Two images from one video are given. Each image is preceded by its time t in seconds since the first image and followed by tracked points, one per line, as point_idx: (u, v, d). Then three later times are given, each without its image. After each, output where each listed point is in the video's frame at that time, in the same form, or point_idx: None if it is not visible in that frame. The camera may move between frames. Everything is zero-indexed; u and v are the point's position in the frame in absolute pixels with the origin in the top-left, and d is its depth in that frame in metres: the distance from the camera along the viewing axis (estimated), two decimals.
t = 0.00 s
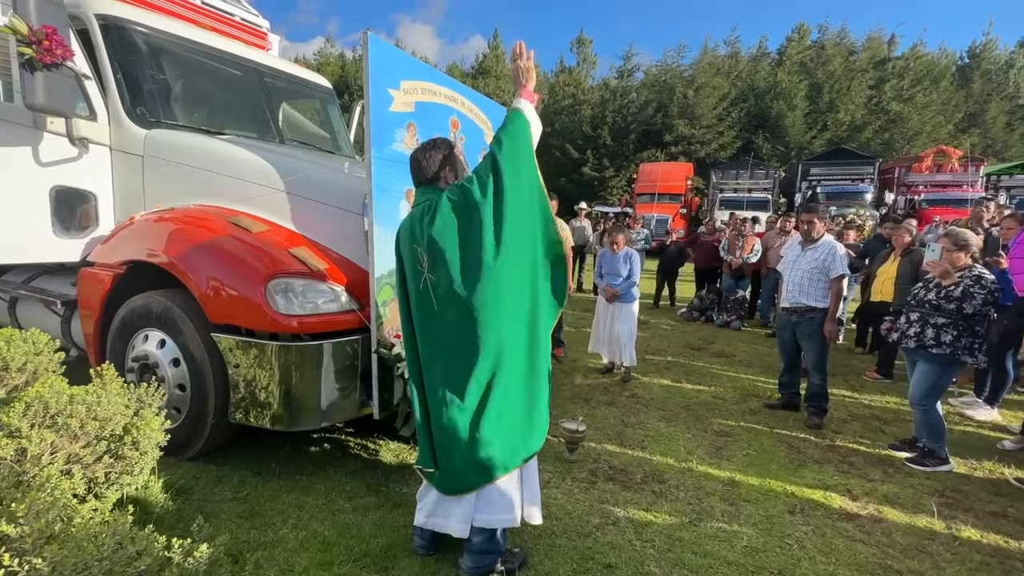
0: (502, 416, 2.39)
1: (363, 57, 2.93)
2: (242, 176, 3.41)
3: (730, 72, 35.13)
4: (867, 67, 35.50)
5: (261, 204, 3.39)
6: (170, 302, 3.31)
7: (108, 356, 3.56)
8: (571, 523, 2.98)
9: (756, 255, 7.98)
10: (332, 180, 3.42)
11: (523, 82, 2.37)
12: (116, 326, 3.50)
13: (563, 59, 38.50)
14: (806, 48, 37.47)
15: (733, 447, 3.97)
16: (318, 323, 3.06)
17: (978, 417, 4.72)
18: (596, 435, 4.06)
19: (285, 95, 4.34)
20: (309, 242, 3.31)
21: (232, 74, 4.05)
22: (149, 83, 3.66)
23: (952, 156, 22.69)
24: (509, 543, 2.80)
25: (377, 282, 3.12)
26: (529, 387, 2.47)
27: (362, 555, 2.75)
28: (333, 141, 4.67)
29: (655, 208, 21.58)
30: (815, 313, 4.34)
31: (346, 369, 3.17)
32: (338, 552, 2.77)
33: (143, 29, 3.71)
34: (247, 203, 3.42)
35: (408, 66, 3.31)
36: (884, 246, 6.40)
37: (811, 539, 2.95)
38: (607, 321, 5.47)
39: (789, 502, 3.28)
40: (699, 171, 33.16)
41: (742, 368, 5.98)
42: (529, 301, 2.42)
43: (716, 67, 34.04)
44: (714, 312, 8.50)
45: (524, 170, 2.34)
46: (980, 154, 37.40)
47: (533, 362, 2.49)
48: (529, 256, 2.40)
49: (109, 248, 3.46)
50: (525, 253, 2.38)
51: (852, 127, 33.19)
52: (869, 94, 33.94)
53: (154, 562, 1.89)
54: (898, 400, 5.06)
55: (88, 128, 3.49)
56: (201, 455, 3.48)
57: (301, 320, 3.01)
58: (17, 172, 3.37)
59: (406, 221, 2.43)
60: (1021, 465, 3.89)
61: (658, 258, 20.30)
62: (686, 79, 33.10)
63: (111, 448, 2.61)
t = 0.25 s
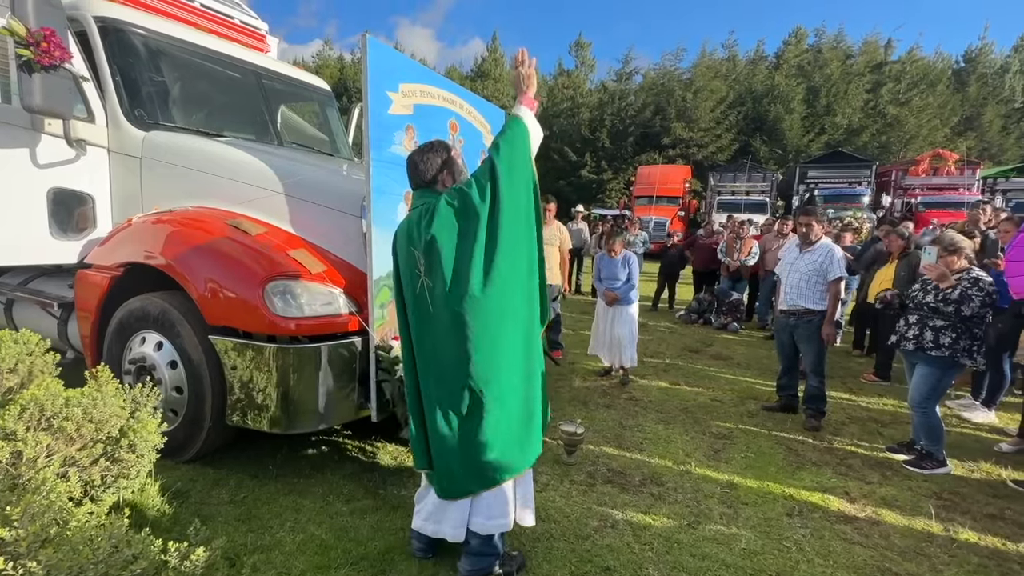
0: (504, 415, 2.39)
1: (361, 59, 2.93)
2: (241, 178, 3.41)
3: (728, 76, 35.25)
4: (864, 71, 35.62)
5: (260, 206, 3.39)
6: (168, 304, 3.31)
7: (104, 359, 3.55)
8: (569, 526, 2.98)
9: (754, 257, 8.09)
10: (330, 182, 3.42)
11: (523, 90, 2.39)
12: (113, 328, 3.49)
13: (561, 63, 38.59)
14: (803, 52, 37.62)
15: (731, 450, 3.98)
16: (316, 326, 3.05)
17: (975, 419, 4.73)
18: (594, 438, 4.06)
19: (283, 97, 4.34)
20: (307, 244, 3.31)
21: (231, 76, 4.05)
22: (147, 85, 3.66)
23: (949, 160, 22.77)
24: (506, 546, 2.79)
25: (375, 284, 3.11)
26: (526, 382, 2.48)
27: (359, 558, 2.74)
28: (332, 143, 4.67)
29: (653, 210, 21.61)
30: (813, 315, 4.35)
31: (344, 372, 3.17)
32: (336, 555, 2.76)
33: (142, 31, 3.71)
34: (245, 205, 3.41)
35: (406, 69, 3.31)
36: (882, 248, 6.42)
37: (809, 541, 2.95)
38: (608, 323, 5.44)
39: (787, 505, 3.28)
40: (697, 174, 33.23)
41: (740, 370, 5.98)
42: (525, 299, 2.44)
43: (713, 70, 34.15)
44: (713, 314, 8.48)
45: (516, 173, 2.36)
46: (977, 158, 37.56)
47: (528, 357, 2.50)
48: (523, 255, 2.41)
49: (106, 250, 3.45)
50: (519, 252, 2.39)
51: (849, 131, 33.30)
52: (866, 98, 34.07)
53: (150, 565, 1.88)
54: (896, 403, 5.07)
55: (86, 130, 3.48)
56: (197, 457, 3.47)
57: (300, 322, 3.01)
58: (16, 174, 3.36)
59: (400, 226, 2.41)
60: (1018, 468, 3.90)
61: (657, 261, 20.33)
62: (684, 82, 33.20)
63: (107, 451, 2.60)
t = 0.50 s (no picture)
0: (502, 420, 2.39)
1: (359, 63, 2.93)
2: (238, 182, 3.40)
3: (724, 80, 35.39)
4: (859, 76, 35.83)
5: (257, 210, 3.38)
6: (164, 308, 3.30)
7: (99, 363, 3.53)
8: (566, 530, 2.97)
9: (750, 260, 8.09)
10: (328, 186, 3.42)
11: (532, 106, 2.44)
12: (108, 332, 3.47)
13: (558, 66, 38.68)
14: (798, 57, 37.81)
15: (728, 453, 3.98)
16: (314, 329, 3.05)
17: (970, 422, 4.75)
18: (591, 441, 4.06)
19: (281, 101, 4.33)
20: (304, 248, 3.30)
21: (228, 80, 4.04)
22: (144, 89, 3.65)
23: (943, 164, 22.90)
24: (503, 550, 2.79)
25: (373, 288, 3.11)
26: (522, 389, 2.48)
27: (356, 563, 2.74)
28: (329, 147, 4.67)
29: (650, 214, 21.65)
30: (809, 319, 4.36)
31: (341, 376, 3.16)
32: (332, 560, 2.75)
33: (140, 35, 3.70)
34: (242, 209, 3.40)
35: (404, 73, 3.31)
36: (877, 252, 6.45)
37: (806, 544, 2.96)
38: (608, 328, 5.44)
39: (784, 508, 3.29)
40: (693, 178, 33.33)
41: (737, 373, 6.00)
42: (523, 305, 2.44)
43: (709, 75, 34.28)
44: (710, 318, 8.49)
45: (515, 182, 2.38)
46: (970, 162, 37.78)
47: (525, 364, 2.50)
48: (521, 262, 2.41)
49: (102, 254, 3.43)
50: (518, 259, 2.40)
51: (844, 135, 33.47)
52: (860, 103, 34.26)
53: (146, 571, 1.87)
54: (891, 406, 5.09)
55: (83, 133, 3.46)
56: (193, 462, 3.45)
57: (296, 326, 3.00)
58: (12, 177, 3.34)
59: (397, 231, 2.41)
60: (1013, 470, 3.92)
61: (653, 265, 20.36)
62: (680, 86, 33.32)
63: (103, 456, 2.58)
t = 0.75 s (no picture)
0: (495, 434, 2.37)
1: (357, 67, 2.92)
2: (234, 185, 3.39)
3: (719, 84, 35.53)
4: (852, 80, 36.04)
5: (253, 214, 3.37)
6: (159, 312, 3.28)
7: (93, 367, 3.51)
8: (563, 534, 2.98)
9: (745, 263, 8.12)
10: (324, 190, 3.41)
11: (542, 129, 2.45)
12: (102, 336, 3.46)
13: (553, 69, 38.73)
14: (793, 61, 38.02)
15: (724, 456, 4.00)
16: (310, 333, 3.04)
17: (963, 424, 4.78)
18: (588, 445, 4.07)
19: (277, 104, 4.32)
20: (301, 252, 3.30)
21: (224, 83, 4.02)
22: (140, 92, 3.63)
23: (935, 167, 23.06)
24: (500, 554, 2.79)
25: (370, 291, 3.11)
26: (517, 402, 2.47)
27: (352, 568, 2.73)
28: (325, 150, 4.66)
29: (646, 217, 21.70)
30: (804, 322, 4.38)
31: (337, 379, 3.16)
32: (328, 565, 2.74)
33: (135, 38, 3.67)
34: (238, 212, 3.39)
35: (401, 77, 3.31)
36: (871, 255, 6.49)
37: (802, 548, 2.97)
38: (604, 329, 5.44)
39: (780, 511, 3.30)
40: (688, 181, 33.43)
41: (732, 376, 6.02)
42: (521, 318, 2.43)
43: (705, 78, 34.41)
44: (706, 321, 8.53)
45: (521, 197, 2.39)
46: (963, 166, 38.07)
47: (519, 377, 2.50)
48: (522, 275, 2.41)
49: (96, 257, 3.41)
50: (519, 272, 2.39)
51: (839, 139, 33.65)
52: (854, 106, 34.47)
53: None
54: (886, 408, 5.12)
55: (78, 137, 3.44)
56: (188, 467, 3.43)
57: (293, 330, 3.00)
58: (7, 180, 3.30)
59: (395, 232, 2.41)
60: (1006, 473, 3.95)
61: (650, 268, 20.40)
62: (675, 90, 33.44)
63: (96, 460, 2.57)
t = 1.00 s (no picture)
0: (483, 451, 2.33)
1: (352, 72, 2.92)
2: (228, 189, 3.37)
3: (711, 88, 35.71)
4: (843, 84, 36.35)
5: (248, 218, 3.35)
6: (152, 317, 3.26)
7: (86, 373, 3.49)
8: (559, 538, 2.98)
9: (738, 267, 8.14)
10: (319, 194, 3.40)
11: (556, 175, 2.51)
12: (95, 341, 3.43)
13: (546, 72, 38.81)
14: (784, 65, 38.29)
15: (718, 459, 4.02)
16: (305, 338, 3.03)
17: (954, 426, 4.83)
18: (584, 449, 4.07)
19: (272, 108, 4.30)
20: (296, 256, 3.28)
21: (218, 87, 4.00)
22: (134, 95, 3.60)
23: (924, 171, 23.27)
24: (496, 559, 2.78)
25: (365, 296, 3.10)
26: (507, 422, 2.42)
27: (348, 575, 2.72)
28: (320, 153, 4.64)
29: (640, 220, 21.78)
30: (798, 326, 4.42)
31: (332, 384, 3.14)
32: (324, 571, 2.73)
33: (129, 41, 3.65)
34: (232, 217, 3.37)
35: (397, 82, 3.31)
36: (862, 259, 6.55)
37: (796, 551, 2.99)
38: (598, 333, 5.45)
39: (774, 514, 3.32)
40: (681, 183, 33.58)
41: (726, 380, 6.05)
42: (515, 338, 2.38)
43: (697, 82, 34.57)
44: (700, 324, 8.57)
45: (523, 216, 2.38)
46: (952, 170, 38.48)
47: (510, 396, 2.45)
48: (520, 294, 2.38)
49: (88, 262, 3.39)
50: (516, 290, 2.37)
51: (830, 143, 33.91)
52: (845, 110, 34.75)
53: None
54: (878, 411, 5.17)
55: (71, 140, 3.41)
56: (181, 473, 3.40)
57: (287, 335, 2.98)
58: None
59: (393, 238, 2.41)
60: (996, 474, 4.00)
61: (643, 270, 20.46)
62: (668, 93, 33.60)
63: (88, 467, 2.55)
